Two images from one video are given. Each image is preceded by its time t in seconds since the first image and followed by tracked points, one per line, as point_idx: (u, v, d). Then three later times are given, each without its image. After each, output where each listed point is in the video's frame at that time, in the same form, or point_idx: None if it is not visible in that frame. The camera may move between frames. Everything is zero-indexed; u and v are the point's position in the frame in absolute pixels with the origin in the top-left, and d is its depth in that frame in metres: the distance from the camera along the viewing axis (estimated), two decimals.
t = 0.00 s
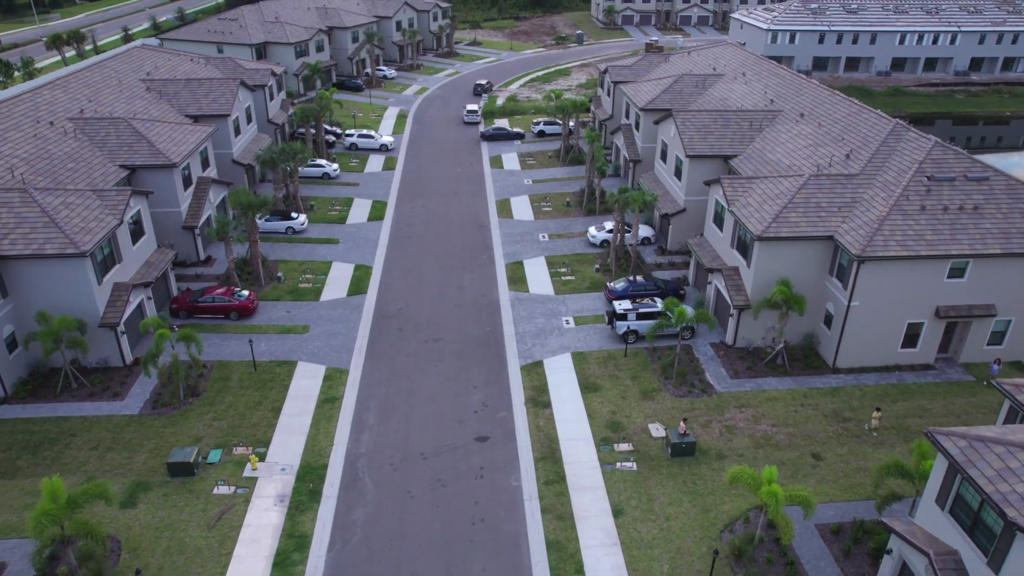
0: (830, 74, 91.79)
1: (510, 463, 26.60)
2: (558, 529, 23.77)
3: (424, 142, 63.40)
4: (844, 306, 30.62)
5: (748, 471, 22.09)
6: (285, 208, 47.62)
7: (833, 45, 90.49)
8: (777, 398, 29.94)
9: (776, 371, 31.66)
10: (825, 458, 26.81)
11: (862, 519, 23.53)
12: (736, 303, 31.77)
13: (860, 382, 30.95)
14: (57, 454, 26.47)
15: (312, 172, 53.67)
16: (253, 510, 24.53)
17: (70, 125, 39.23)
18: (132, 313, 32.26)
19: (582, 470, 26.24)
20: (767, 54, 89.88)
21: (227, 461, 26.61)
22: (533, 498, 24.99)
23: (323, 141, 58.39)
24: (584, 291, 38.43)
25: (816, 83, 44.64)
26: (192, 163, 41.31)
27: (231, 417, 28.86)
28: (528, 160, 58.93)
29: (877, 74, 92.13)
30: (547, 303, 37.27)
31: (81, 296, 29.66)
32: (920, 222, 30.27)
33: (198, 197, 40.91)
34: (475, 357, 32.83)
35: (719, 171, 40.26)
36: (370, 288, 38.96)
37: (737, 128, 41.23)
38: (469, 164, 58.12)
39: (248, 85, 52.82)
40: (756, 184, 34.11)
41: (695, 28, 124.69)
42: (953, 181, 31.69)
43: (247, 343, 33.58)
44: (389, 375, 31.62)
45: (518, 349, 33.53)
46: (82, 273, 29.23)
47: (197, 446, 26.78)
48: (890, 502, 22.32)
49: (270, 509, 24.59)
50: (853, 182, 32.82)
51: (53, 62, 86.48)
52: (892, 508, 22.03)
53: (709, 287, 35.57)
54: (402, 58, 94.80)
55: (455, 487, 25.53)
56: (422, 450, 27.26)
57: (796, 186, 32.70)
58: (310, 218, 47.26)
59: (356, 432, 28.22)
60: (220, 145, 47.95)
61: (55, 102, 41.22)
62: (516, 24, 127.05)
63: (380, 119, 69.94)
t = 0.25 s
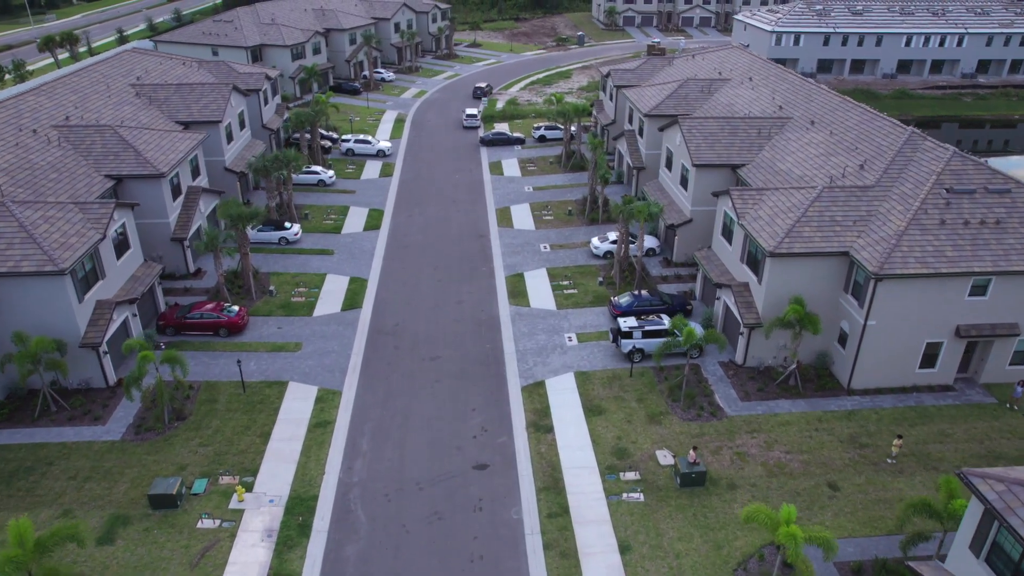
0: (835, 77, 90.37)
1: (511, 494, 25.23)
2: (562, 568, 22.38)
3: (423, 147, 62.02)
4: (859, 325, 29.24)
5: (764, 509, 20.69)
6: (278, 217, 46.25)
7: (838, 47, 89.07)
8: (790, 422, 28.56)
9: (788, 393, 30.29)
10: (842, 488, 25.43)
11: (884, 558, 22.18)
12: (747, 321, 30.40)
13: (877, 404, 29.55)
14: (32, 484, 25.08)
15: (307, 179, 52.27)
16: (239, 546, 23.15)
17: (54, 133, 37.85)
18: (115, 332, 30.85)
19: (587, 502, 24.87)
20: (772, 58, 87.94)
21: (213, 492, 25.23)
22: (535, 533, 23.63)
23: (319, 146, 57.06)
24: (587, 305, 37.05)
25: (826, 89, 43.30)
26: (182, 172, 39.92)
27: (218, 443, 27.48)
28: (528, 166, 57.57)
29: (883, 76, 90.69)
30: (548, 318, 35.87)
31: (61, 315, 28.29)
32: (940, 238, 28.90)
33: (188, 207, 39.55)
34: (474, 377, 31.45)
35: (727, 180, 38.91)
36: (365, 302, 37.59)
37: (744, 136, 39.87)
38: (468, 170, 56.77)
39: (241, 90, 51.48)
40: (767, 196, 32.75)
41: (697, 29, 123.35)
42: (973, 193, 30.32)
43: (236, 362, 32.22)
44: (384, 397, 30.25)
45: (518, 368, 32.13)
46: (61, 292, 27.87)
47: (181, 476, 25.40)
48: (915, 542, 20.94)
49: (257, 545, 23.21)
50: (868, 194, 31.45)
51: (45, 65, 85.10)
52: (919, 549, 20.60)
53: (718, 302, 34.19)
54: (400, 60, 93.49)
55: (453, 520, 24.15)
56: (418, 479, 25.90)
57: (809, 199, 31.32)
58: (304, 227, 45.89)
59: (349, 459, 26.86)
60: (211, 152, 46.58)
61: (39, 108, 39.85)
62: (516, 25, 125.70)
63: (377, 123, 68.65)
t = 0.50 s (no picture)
0: (840, 79, 88.97)
1: (511, 529, 23.84)
2: None
3: (421, 153, 60.65)
4: (877, 347, 27.86)
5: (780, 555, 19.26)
6: (271, 226, 44.90)
7: (844, 50, 87.67)
8: (804, 449, 27.19)
9: (801, 416, 28.92)
10: (861, 522, 24.05)
11: None
12: (758, 341, 29.04)
13: (895, 429, 28.18)
14: (5, 518, 23.69)
15: (301, 186, 50.90)
16: None
17: (37, 142, 36.48)
18: (97, 352, 29.46)
19: (591, 538, 23.48)
20: (775, 59, 87.33)
21: (196, 526, 23.83)
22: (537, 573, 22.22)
23: (314, 153, 55.71)
24: (590, 321, 35.67)
25: (836, 96, 41.96)
26: (170, 182, 38.56)
27: (203, 472, 26.10)
28: (529, 173, 56.20)
29: (888, 79, 89.26)
30: (550, 336, 34.52)
31: (38, 337, 26.90)
32: (962, 255, 27.51)
33: (176, 218, 38.19)
34: (472, 400, 30.09)
35: (735, 191, 37.54)
36: (359, 318, 36.22)
37: (753, 145, 38.49)
38: (467, 177, 55.42)
39: (234, 96, 50.13)
40: (779, 210, 31.40)
41: (699, 30, 122.02)
42: (996, 208, 28.92)
43: (224, 383, 30.85)
44: (378, 421, 28.88)
45: (519, 390, 30.76)
46: (38, 312, 26.48)
47: (163, 510, 24.00)
48: None
49: None
50: (884, 208, 30.06)
51: (38, 68, 83.73)
52: None
53: (727, 320, 32.84)
54: (399, 62, 92.17)
55: (449, 558, 22.76)
56: (413, 512, 24.53)
57: (823, 213, 29.96)
58: (298, 238, 44.51)
59: (341, 490, 25.49)
60: (203, 160, 45.24)
61: (23, 116, 38.48)
62: (516, 27, 124.38)
63: (374, 128, 67.32)
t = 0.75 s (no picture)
0: (846, 82, 87.55)
1: (512, 568, 22.43)
2: None
3: (419, 159, 59.27)
4: (896, 371, 26.44)
5: None
6: (263, 237, 43.53)
7: (849, 52, 86.23)
8: (820, 479, 25.78)
9: (816, 443, 27.51)
10: (883, 561, 22.63)
11: None
12: (770, 364, 27.64)
13: (915, 457, 26.77)
14: None
15: (295, 194, 49.52)
16: None
17: (18, 151, 35.06)
18: (77, 375, 28.06)
19: None
20: (780, 62, 85.97)
21: (176, 565, 22.41)
22: None
23: (309, 159, 54.32)
24: (593, 338, 34.27)
25: (848, 102, 40.56)
26: (158, 193, 37.15)
27: (186, 505, 24.70)
28: (529, 179, 54.84)
29: (895, 82, 87.83)
30: (551, 354, 33.13)
31: (12, 361, 25.49)
32: (986, 274, 26.11)
33: (164, 230, 36.79)
34: (471, 425, 28.70)
35: (744, 203, 36.19)
36: (353, 335, 34.83)
37: (762, 154, 37.08)
38: (466, 184, 54.04)
39: (226, 101, 48.74)
40: (791, 224, 30.01)
41: (701, 32, 120.66)
42: (1020, 223, 27.50)
43: (210, 407, 29.44)
44: (371, 448, 27.49)
45: (519, 414, 29.37)
46: (12, 335, 25.08)
47: (141, 548, 22.58)
48: None
49: None
50: (903, 223, 28.65)
51: (30, 70, 82.24)
52: None
53: (736, 338, 31.45)
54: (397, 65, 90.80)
55: None
56: (407, 549, 23.13)
57: (838, 229, 28.57)
58: (292, 249, 43.14)
59: (331, 524, 24.09)
60: (193, 168, 43.88)
61: (4, 124, 37.06)
62: (517, 28, 122.99)
63: (372, 133, 65.97)
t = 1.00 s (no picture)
0: (851, 85, 86.14)
1: None
2: None
3: (417, 166, 57.87)
4: (917, 398, 25.01)
5: None
6: (254, 249, 42.14)
7: (854, 55, 84.82)
8: (839, 513, 24.34)
9: (833, 472, 26.10)
10: None
11: None
12: (785, 389, 26.23)
13: (938, 488, 25.34)
14: None
15: (289, 202, 48.13)
16: None
17: None
18: (54, 400, 26.66)
19: None
20: (784, 65, 84.60)
21: None
22: None
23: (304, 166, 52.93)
24: (597, 358, 32.86)
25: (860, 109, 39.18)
26: (144, 204, 35.74)
27: (166, 541, 23.26)
28: (530, 187, 53.46)
29: (901, 85, 86.41)
30: (553, 375, 31.73)
31: None
32: (1013, 296, 24.68)
33: (151, 244, 35.39)
34: (469, 452, 27.28)
35: (753, 215, 34.81)
36: (347, 354, 33.43)
37: (772, 164, 35.68)
38: (465, 192, 52.65)
39: (218, 107, 47.35)
40: (805, 240, 28.62)
41: (703, 33, 119.34)
42: None
43: (195, 433, 28.03)
44: (364, 478, 26.07)
45: (520, 440, 27.97)
46: None
47: None
48: None
49: None
50: (923, 240, 27.22)
51: (21, 73, 80.81)
52: None
53: (748, 359, 30.07)
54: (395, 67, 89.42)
55: None
56: None
57: (856, 246, 27.16)
58: (284, 261, 41.76)
59: (319, 563, 22.67)
60: (182, 177, 42.50)
61: None
62: (516, 29, 121.61)
63: (369, 138, 64.59)
